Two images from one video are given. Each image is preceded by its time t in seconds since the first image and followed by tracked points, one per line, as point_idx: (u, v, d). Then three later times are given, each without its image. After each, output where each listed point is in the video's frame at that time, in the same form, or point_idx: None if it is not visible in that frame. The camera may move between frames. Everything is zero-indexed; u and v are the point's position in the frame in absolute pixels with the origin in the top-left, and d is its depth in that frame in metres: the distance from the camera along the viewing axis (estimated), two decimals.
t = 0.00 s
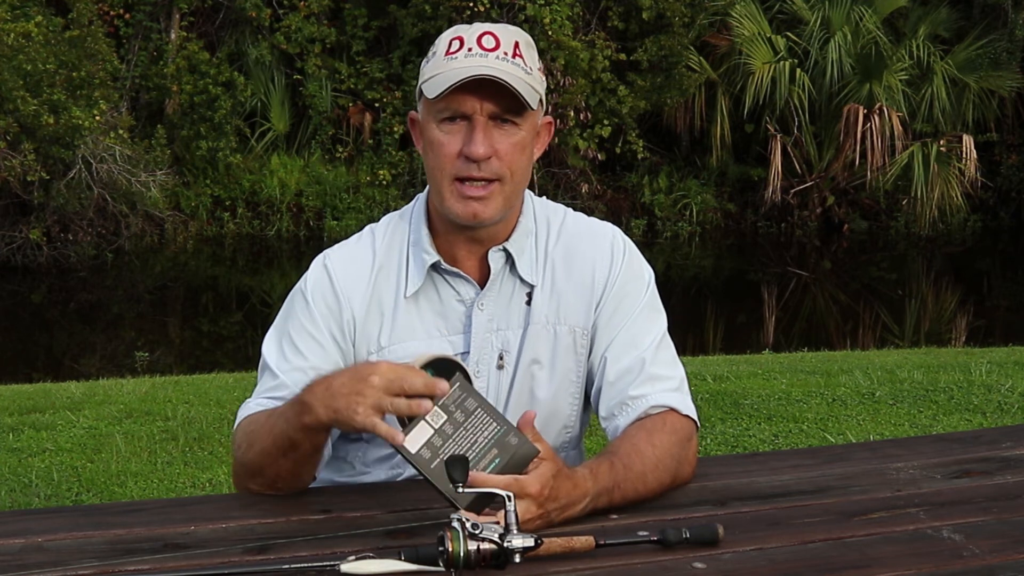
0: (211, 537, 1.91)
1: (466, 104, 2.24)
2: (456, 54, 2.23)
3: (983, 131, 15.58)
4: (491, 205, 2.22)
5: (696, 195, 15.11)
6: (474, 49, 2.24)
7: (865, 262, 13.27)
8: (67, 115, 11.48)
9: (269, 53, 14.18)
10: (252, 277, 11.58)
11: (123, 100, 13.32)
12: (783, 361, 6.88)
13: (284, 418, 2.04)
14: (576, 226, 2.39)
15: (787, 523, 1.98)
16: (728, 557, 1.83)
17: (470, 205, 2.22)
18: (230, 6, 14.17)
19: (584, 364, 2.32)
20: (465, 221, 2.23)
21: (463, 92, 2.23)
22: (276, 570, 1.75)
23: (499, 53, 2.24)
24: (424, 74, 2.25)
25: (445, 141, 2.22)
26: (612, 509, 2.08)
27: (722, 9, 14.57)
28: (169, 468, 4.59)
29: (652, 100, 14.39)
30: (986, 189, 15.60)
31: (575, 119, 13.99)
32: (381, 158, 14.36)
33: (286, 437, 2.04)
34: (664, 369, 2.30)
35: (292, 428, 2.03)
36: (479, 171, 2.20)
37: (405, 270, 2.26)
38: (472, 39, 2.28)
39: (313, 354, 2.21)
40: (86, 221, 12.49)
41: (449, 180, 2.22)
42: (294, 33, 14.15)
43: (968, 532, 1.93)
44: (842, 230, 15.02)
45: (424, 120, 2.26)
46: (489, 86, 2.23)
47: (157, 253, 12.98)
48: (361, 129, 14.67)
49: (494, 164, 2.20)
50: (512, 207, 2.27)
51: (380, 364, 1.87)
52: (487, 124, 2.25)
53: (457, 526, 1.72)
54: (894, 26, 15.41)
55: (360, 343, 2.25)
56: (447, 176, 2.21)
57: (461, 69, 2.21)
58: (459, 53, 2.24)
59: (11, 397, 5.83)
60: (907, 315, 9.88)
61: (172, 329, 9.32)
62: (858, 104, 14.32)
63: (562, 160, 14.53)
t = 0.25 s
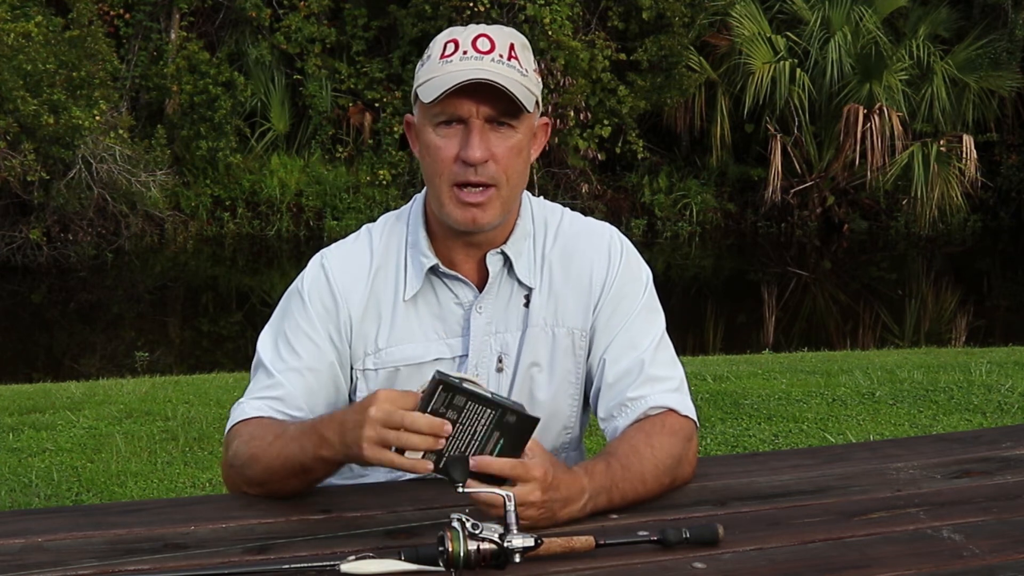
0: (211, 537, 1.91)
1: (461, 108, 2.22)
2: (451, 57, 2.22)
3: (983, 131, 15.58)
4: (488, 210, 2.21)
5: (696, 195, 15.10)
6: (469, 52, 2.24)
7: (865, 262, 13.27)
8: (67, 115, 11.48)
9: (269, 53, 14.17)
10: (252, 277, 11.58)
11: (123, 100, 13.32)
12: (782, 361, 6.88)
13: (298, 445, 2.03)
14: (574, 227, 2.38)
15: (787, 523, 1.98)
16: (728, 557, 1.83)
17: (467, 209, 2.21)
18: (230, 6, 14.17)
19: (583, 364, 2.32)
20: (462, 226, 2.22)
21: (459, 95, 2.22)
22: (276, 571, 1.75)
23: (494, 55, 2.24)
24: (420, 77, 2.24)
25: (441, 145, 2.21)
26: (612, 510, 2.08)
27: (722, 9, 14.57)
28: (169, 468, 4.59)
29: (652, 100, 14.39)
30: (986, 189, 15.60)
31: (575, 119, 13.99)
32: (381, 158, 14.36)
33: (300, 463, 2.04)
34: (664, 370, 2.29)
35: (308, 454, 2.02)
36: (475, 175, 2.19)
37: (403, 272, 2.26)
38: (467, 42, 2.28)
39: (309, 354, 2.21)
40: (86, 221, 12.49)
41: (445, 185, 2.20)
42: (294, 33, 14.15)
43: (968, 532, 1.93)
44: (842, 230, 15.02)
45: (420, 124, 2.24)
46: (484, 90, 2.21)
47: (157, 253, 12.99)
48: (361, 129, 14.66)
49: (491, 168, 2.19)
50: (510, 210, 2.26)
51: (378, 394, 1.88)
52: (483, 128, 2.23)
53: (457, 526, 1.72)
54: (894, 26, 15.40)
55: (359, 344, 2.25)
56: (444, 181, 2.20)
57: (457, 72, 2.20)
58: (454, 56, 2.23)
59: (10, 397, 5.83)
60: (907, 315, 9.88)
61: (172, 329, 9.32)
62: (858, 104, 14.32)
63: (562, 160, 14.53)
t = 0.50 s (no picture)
0: (211, 537, 1.91)
1: (467, 114, 2.21)
2: (458, 63, 2.22)
3: (983, 131, 15.58)
4: (494, 215, 2.21)
5: (696, 195, 15.10)
6: (476, 57, 2.23)
7: (865, 262, 13.27)
8: (67, 115, 11.48)
9: (269, 53, 14.18)
10: (252, 277, 11.59)
11: (123, 100, 13.32)
12: (783, 361, 6.88)
13: (319, 457, 2.05)
14: (574, 227, 2.38)
15: (788, 523, 1.98)
16: (729, 557, 1.83)
17: (472, 215, 2.20)
18: (230, 6, 14.17)
19: (584, 365, 2.32)
20: (467, 231, 2.21)
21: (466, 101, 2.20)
22: (276, 570, 1.75)
23: (500, 60, 2.23)
24: (425, 81, 2.24)
25: (447, 151, 2.20)
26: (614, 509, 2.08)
27: (722, 9, 14.57)
28: (169, 468, 4.59)
29: (652, 100, 14.38)
30: (986, 189, 15.60)
31: (575, 119, 13.99)
32: (381, 158, 14.36)
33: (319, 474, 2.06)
34: (664, 370, 2.29)
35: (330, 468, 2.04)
36: (481, 182, 2.18)
37: (405, 273, 2.26)
38: (473, 46, 2.27)
39: (310, 352, 2.21)
40: (86, 221, 12.49)
41: (450, 190, 2.20)
42: (295, 33, 14.14)
43: (969, 532, 1.93)
44: (842, 230, 15.03)
45: (425, 128, 2.23)
46: (491, 97, 2.20)
47: (157, 253, 12.99)
48: (361, 129, 14.66)
49: (497, 175, 2.18)
50: (513, 214, 2.26)
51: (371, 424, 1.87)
52: (489, 133, 2.22)
53: (457, 526, 1.72)
54: (894, 26, 15.41)
55: (361, 343, 2.25)
56: (449, 186, 2.19)
57: (463, 78, 2.19)
58: (460, 61, 2.22)
59: (10, 397, 5.83)
60: (907, 315, 9.89)
61: (172, 328, 9.32)
62: (858, 104, 14.32)
63: (562, 160, 14.54)
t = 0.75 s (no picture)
0: (212, 537, 1.91)
1: (476, 116, 2.21)
2: (466, 65, 2.22)
3: (983, 131, 15.57)
4: (499, 217, 2.21)
5: (696, 195, 15.10)
6: (484, 59, 2.23)
7: (865, 262, 13.27)
8: (67, 115, 11.48)
9: (269, 53, 14.18)
10: (252, 277, 11.59)
11: (123, 100, 13.32)
12: (783, 361, 6.88)
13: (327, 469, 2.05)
14: (575, 227, 2.38)
15: (787, 523, 1.98)
16: (729, 557, 1.83)
17: (478, 216, 2.21)
18: (230, 6, 14.17)
19: (584, 365, 2.32)
20: (473, 232, 2.22)
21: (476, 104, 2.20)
22: (276, 571, 1.75)
23: (509, 63, 2.24)
24: (432, 82, 2.23)
25: (455, 154, 2.20)
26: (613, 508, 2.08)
27: (722, 9, 14.57)
28: (169, 468, 4.59)
29: (652, 100, 14.38)
30: (986, 189, 15.60)
31: (575, 119, 13.99)
32: (381, 158, 14.37)
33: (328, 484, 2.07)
34: (665, 370, 2.29)
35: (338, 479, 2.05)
36: (489, 184, 2.19)
37: (406, 273, 2.26)
38: (481, 48, 2.28)
39: (311, 351, 2.21)
40: (86, 221, 12.49)
41: (457, 191, 2.20)
42: (294, 33, 14.14)
43: (968, 532, 1.93)
44: (842, 230, 15.03)
45: (432, 130, 2.23)
46: (500, 100, 2.20)
47: (157, 253, 12.99)
48: (361, 129, 14.67)
49: (504, 177, 2.19)
50: (518, 216, 2.26)
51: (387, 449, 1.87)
52: (497, 136, 2.22)
53: (457, 526, 1.72)
54: (894, 26, 15.41)
55: (361, 342, 2.25)
56: (456, 188, 2.19)
57: (472, 80, 2.19)
58: (469, 63, 2.23)
59: (10, 397, 5.83)
60: (907, 315, 9.89)
61: (172, 328, 9.32)
62: (858, 104, 14.32)
63: (562, 160, 14.54)
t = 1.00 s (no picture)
0: (212, 537, 1.91)
1: (478, 114, 2.21)
2: (467, 63, 2.22)
3: (983, 131, 15.57)
4: (500, 212, 2.21)
5: (696, 195, 15.10)
6: (486, 58, 2.23)
7: (865, 262, 13.27)
8: (67, 115, 11.47)
9: (269, 53, 14.17)
10: (252, 277, 11.59)
11: (123, 100, 13.32)
12: (783, 361, 6.88)
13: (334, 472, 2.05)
14: (575, 227, 2.38)
15: (787, 524, 1.98)
16: (728, 557, 1.83)
17: (479, 212, 2.21)
18: (230, 6, 14.17)
19: (583, 364, 2.32)
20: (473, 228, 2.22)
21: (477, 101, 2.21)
22: (276, 570, 1.75)
23: (510, 61, 2.24)
24: (433, 80, 2.23)
25: (457, 151, 2.20)
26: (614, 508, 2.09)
27: (722, 9, 14.57)
28: (169, 468, 4.59)
29: (652, 100, 14.38)
30: (986, 189, 15.60)
31: (575, 119, 13.99)
32: (381, 158, 14.36)
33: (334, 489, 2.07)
34: (664, 370, 2.29)
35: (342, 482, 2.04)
36: (490, 181, 2.19)
37: (406, 271, 2.26)
38: (482, 46, 2.27)
39: (311, 350, 2.21)
40: (86, 221, 12.49)
41: (458, 187, 2.20)
42: (294, 33, 14.14)
43: (968, 532, 1.93)
44: (842, 230, 15.03)
45: (433, 127, 2.23)
46: (501, 98, 2.20)
47: (157, 253, 12.99)
48: (361, 129, 14.67)
49: (506, 174, 2.19)
50: (518, 212, 2.26)
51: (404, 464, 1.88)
52: (499, 134, 2.22)
53: (457, 526, 1.72)
54: (894, 26, 15.41)
55: (362, 340, 2.25)
56: (457, 184, 2.20)
57: (474, 79, 2.19)
58: (470, 62, 2.22)
59: (10, 397, 5.83)
60: (907, 315, 9.89)
61: (172, 328, 9.32)
62: (858, 104, 14.32)
63: (562, 160, 14.55)
